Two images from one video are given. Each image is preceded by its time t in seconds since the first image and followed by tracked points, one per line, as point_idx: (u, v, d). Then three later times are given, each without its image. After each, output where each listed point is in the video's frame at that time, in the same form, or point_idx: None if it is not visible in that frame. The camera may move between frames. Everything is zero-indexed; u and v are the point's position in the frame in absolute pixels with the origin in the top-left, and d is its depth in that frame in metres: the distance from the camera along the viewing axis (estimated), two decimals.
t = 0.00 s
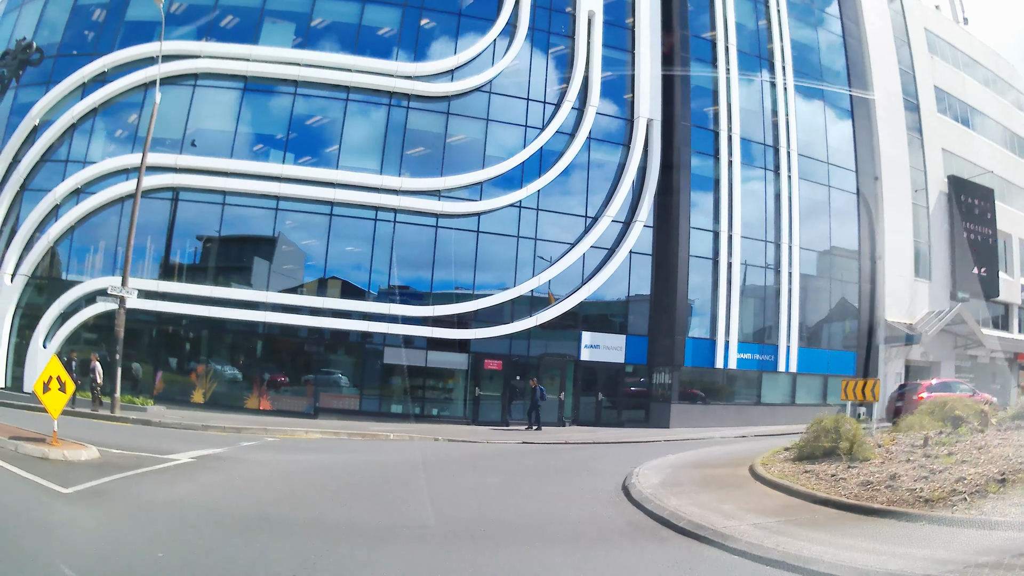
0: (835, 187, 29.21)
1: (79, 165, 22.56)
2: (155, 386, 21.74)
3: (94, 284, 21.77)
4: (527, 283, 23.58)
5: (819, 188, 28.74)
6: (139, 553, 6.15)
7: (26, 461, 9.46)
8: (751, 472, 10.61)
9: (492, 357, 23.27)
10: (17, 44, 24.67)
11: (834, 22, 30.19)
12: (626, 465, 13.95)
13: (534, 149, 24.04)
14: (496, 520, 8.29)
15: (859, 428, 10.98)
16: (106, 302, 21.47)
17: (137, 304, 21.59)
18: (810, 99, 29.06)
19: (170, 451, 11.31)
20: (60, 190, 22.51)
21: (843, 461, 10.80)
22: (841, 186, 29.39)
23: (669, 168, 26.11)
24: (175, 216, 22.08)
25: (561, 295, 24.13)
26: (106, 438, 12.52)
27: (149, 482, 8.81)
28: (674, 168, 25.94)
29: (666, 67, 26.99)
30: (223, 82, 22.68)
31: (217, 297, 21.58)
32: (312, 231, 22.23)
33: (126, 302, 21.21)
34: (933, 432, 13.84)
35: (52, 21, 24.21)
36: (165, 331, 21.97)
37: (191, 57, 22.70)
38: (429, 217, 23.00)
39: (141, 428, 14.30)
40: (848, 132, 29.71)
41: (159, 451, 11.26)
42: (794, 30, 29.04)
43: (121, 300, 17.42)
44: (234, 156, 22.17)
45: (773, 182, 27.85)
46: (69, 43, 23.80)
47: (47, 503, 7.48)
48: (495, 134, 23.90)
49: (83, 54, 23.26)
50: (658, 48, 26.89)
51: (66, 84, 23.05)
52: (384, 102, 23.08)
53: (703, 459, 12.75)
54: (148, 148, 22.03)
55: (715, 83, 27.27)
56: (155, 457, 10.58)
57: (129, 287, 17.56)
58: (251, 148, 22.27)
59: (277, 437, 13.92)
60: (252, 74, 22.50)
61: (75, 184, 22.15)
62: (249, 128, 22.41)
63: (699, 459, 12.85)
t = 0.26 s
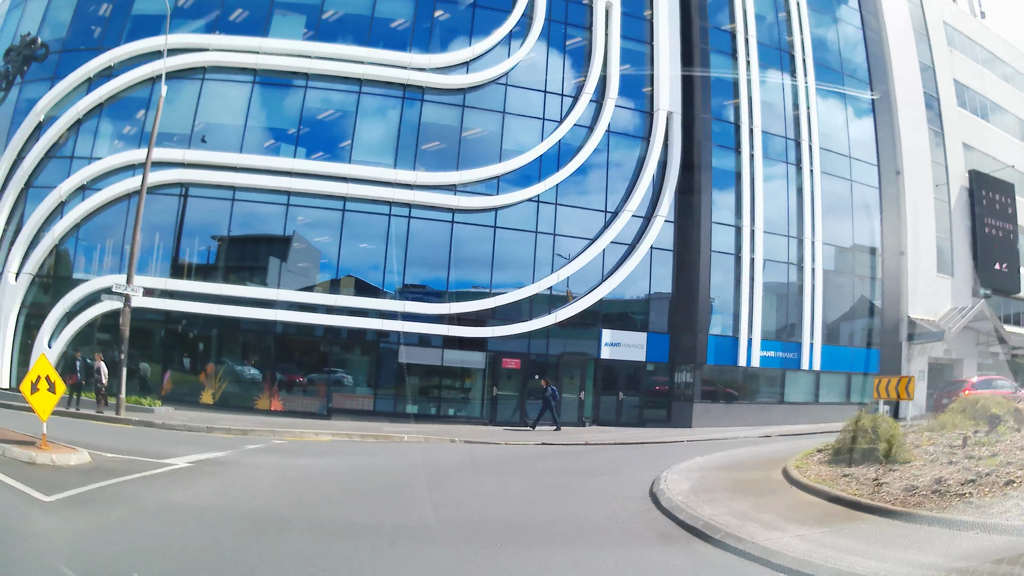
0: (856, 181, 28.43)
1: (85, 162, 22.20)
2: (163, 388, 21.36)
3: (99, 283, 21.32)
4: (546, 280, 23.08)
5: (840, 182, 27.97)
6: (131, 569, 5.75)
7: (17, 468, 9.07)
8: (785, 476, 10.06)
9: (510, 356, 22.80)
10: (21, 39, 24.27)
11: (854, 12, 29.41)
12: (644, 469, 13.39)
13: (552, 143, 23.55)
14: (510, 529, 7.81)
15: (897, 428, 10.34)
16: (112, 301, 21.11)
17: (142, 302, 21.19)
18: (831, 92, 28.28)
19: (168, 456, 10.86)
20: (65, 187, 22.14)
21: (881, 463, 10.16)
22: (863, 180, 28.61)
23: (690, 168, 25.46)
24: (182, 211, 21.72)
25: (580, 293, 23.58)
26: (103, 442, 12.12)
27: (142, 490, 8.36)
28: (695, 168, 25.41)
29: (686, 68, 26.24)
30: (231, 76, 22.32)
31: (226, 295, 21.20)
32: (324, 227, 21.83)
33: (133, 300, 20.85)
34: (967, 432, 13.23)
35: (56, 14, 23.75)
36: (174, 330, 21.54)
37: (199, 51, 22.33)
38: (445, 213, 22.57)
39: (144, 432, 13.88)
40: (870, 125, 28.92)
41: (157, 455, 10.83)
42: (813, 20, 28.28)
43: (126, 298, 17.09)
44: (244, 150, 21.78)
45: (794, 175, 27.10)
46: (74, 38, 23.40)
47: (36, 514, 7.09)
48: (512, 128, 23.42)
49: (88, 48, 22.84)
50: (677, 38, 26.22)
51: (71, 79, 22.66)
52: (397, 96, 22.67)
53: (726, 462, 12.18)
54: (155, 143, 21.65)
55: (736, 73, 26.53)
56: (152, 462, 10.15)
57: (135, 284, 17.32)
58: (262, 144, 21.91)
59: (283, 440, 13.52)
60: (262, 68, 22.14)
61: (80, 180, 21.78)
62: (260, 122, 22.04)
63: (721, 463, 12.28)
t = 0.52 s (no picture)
0: (870, 178, 27.89)
1: (87, 159, 21.98)
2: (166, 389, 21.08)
3: (102, 283, 21.05)
4: (558, 277, 22.80)
5: (854, 179, 27.42)
6: None
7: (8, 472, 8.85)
8: (806, 478, 9.73)
9: (522, 355, 22.51)
10: (23, 37, 24.09)
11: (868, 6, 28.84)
12: (655, 472, 13.04)
13: (564, 138, 23.24)
14: (516, 533, 7.49)
15: (923, 429, 9.88)
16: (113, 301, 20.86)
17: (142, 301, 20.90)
18: (846, 87, 27.70)
19: (165, 459, 10.61)
20: (67, 184, 21.88)
21: (908, 465, 9.68)
22: (878, 176, 28.04)
23: (703, 168, 25.01)
24: (186, 209, 21.48)
25: (591, 292, 23.23)
26: (100, 445, 11.89)
27: (135, 494, 8.11)
28: (708, 168, 24.94)
29: (697, 69, 25.80)
30: (236, 72, 22.10)
31: (232, 294, 20.96)
32: (332, 225, 21.60)
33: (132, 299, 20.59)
34: (989, 431, 12.83)
35: (58, 11, 23.58)
36: (178, 331, 21.27)
37: (203, 46, 22.08)
38: (454, 209, 22.29)
39: (144, 434, 13.65)
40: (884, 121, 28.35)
41: (154, 459, 10.58)
42: (827, 15, 27.74)
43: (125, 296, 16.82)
44: (249, 146, 21.54)
45: (807, 172, 26.60)
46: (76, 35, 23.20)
47: (23, 521, 6.85)
48: (522, 123, 23.14)
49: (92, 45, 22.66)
50: (689, 33, 25.83)
51: (73, 75, 22.46)
52: (405, 90, 22.43)
53: (740, 465, 11.82)
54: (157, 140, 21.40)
55: (748, 69, 26.06)
56: (148, 466, 9.90)
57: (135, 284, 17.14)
58: (268, 141, 21.68)
59: (286, 442, 13.29)
60: (268, 63, 21.93)
61: (82, 178, 21.56)
62: (265, 118, 21.81)
63: (736, 465, 11.92)
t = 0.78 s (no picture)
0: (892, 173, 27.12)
1: (89, 157, 21.70)
2: (172, 394, 20.70)
3: (99, 284, 20.77)
4: (575, 274, 22.34)
5: (874, 174, 26.65)
6: None
7: None
8: (842, 484, 9.18)
9: (538, 356, 22.05)
10: (24, 35, 23.91)
11: None
12: (670, 479, 12.49)
13: (579, 133, 22.76)
14: (523, 549, 6.99)
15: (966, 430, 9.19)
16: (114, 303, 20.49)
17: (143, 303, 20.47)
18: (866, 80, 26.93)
19: (157, 467, 10.20)
20: (69, 184, 21.54)
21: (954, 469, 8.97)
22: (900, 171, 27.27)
23: (721, 168, 24.39)
24: (190, 208, 21.13)
25: (607, 292, 22.72)
26: (91, 451, 11.49)
27: (117, 506, 7.69)
28: (725, 168, 24.33)
29: (714, 69, 25.14)
30: (241, 67, 21.76)
31: (238, 294, 20.58)
32: (341, 223, 21.22)
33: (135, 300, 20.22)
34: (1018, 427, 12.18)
35: (59, 9, 23.39)
36: (185, 333, 20.89)
37: (206, 41, 21.75)
38: (467, 206, 21.88)
39: (142, 440, 13.28)
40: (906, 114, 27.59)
41: (144, 467, 10.16)
42: (846, 6, 27.02)
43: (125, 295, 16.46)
44: (255, 143, 21.20)
45: (827, 167, 25.88)
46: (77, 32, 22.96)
47: None
48: (536, 117, 22.68)
49: (94, 42, 22.41)
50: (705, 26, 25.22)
51: (75, 72, 22.20)
52: (416, 85, 22.05)
53: (760, 472, 11.25)
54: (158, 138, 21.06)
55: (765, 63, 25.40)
56: (136, 475, 9.48)
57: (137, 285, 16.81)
58: (275, 138, 21.31)
59: (289, 448, 12.89)
60: (274, 57, 21.58)
61: (85, 177, 21.27)
62: (272, 114, 21.44)
63: (756, 473, 11.35)
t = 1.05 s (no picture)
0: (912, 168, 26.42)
1: (89, 156, 21.45)
2: (172, 398, 20.29)
3: (94, 287, 20.48)
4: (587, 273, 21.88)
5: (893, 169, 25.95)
6: None
7: None
8: (877, 488, 8.67)
9: (549, 357, 21.56)
10: (23, 33, 23.73)
11: None
12: (681, 486, 11.97)
13: (590, 127, 22.29)
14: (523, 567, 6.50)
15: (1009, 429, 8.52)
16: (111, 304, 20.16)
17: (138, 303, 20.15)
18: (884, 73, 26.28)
19: (143, 476, 9.82)
20: (67, 183, 21.23)
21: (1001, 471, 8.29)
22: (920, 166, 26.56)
23: (735, 169, 23.95)
24: (189, 206, 20.79)
25: (619, 292, 22.23)
26: (78, 459, 11.10)
27: (92, 522, 7.26)
28: (741, 169, 23.93)
29: (727, 70, 24.56)
30: (242, 62, 21.43)
31: (240, 296, 20.20)
32: (345, 222, 20.84)
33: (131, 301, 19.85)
34: None
35: (57, 8, 23.17)
36: (188, 336, 20.50)
37: (205, 36, 21.41)
38: (476, 203, 21.46)
39: (137, 447, 12.91)
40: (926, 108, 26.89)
41: (128, 477, 9.75)
42: None
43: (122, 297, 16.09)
44: (257, 140, 20.85)
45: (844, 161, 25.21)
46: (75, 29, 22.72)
47: None
48: (546, 112, 22.24)
49: (92, 40, 22.19)
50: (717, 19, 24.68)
51: (73, 69, 21.95)
52: (423, 80, 21.67)
53: (776, 481, 10.71)
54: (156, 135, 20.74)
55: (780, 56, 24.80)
56: (119, 486, 9.07)
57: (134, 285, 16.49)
58: (277, 135, 20.94)
59: (287, 456, 12.47)
60: (275, 52, 21.22)
61: (83, 176, 20.98)
62: (274, 111, 21.09)
63: (773, 482, 10.80)
